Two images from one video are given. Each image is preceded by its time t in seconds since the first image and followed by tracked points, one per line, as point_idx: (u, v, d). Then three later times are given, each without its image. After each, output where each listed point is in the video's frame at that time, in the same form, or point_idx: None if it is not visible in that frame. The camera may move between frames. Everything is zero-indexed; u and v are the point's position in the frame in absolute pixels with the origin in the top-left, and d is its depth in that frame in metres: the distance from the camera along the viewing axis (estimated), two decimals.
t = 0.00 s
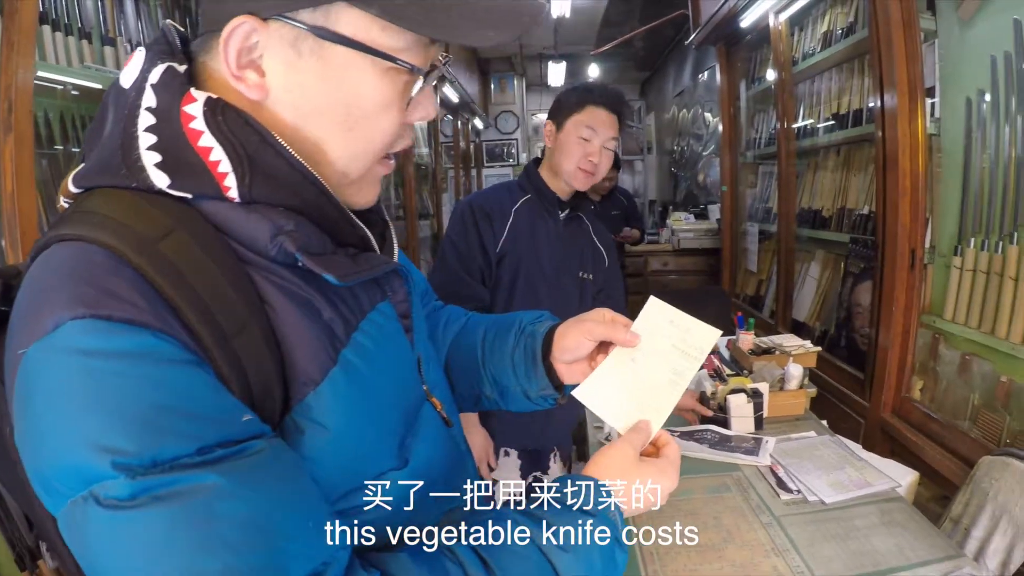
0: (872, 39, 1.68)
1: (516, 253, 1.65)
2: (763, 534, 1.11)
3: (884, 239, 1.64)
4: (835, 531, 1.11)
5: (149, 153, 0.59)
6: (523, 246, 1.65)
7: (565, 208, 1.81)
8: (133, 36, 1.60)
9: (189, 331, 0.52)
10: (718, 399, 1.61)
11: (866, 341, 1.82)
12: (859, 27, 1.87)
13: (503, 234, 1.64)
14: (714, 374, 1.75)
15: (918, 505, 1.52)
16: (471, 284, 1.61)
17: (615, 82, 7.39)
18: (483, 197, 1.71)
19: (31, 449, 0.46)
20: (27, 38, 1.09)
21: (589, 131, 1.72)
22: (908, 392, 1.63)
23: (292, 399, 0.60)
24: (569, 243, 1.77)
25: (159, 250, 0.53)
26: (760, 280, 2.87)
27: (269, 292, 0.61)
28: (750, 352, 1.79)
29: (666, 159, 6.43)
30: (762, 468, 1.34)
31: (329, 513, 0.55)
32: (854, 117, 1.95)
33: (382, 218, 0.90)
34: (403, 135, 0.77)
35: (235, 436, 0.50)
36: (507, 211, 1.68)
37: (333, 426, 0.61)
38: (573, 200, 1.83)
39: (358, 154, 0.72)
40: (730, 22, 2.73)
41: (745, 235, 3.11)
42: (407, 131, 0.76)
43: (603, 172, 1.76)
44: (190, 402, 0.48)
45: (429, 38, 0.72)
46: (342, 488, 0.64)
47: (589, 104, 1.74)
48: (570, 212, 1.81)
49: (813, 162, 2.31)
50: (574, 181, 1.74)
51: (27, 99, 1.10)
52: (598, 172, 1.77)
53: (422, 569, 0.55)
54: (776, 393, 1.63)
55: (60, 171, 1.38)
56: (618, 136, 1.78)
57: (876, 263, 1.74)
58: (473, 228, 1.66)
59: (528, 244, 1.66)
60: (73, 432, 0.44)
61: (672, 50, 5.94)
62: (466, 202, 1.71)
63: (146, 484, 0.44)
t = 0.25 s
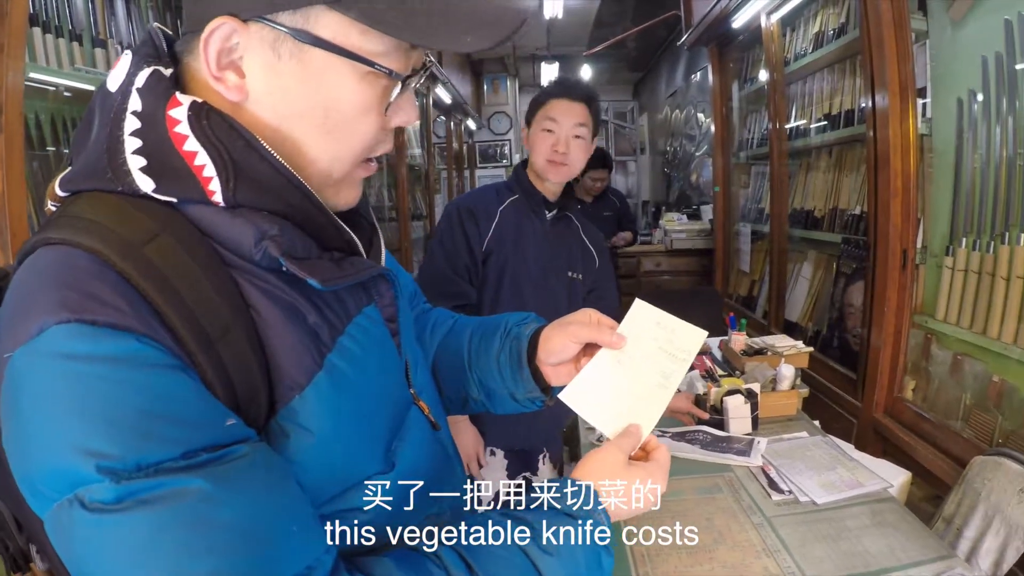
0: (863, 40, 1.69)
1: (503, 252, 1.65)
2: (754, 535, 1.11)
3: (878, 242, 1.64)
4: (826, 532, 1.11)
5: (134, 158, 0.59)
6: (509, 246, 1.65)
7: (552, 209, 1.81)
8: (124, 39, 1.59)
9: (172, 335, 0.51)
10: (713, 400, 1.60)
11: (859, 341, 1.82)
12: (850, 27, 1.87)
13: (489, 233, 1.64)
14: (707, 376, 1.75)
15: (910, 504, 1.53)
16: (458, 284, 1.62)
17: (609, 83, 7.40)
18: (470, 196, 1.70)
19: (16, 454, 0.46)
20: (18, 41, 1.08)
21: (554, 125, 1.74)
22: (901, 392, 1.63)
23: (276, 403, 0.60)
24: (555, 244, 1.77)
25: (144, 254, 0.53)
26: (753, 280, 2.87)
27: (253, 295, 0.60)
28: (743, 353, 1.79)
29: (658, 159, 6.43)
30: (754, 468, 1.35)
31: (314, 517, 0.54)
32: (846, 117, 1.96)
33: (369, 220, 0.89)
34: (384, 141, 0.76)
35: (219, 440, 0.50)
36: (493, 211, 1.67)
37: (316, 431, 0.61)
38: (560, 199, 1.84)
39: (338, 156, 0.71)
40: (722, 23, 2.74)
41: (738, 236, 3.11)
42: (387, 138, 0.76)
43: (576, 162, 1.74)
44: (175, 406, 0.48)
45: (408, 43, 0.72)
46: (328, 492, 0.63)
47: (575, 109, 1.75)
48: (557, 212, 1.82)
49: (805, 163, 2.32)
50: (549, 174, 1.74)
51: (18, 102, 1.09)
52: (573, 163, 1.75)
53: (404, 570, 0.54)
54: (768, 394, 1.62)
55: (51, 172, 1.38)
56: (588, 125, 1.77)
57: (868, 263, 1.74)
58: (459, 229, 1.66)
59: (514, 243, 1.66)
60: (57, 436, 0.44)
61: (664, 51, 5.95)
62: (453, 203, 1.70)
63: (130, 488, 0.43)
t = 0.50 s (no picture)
0: (856, 41, 1.69)
1: (486, 255, 1.66)
2: (747, 536, 1.11)
3: (870, 244, 1.64)
4: (818, 534, 1.10)
5: (138, 164, 0.58)
6: (491, 248, 1.67)
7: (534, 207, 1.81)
8: (119, 40, 1.58)
9: (176, 340, 0.51)
10: (706, 402, 1.59)
11: (852, 342, 1.82)
12: (844, 28, 1.87)
13: (471, 236, 1.66)
14: (700, 377, 1.74)
15: (903, 506, 1.53)
16: (446, 290, 1.62)
17: (603, 84, 7.40)
18: (449, 203, 1.72)
19: (20, 459, 0.45)
20: (15, 43, 1.08)
21: (521, 129, 1.73)
22: (894, 394, 1.63)
23: (278, 407, 0.59)
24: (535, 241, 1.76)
25: (148, 260, 0.52)
26: (747, 281, 2.87)
27: (256, 302, 0.60)
28: (736, 354, 1.79)
29: (652, 160, 6.43)
30: (747, 470, 1.34)
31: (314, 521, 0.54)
32: (839, 118, 1.96)
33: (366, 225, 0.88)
34: (385, 153, 0.75)
35: (223, 446, 0.49)
36: (473, 215, 1.68)
37: (318, 435, 0.60)
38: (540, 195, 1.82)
39: (342, 168, 0.70)
40: (716, 24, 2.73)
41: (731, 236, 3.11)
42: (388, 150, 0.74)
43: (548, 164, 1.74)
44: (180, 411, 0.47)
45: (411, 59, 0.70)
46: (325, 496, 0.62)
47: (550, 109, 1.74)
48: (537, 210, 1.80)
49: (799, 163, 2.31)
50: (523, 179, 1.74)
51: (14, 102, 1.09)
52: (545, 164, 1.75)
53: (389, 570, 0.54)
54: (762, 395, 1.62)
55: (46, 172, 1.37)
56: (556, 124, 1.75)
57: (861, 265, 1.74)
58: (441, 234, 1.67)
59: (496, 245, 1.67)
60: (62, 440, 0.43)
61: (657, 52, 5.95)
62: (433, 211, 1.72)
63: (135, 492, 0.43)
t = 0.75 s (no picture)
0: (855, 41, 1.68)
1: (479, 258, 1.65)
2: (745, 538, 1.10)
3: (870, 239, 1.63)
4: (815, 536, 1.10)
5: (140, 169, 0.57)
6: (485, 251, 1.66)
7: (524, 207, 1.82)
8: (117, 41, 1.58)
9: (183, 340, 0.50)
10: (704, 403, 1.59)
11: (850, 343, 1.82)
12: (843, 29, 1.87)
13: (463, 242, 1.64)
14: (698, 377, 1.74)
15: (901, 508, 1.52)
16: (440, 297, 1.62)
17: (601, 83, 7.39)
18: (438, 209, 1.69)
19: (33, 460, 0.45)
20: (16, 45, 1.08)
21: (504, 128, 1.72)
22: (891, 395, 1.63)
23: (281, 408, 0.58)
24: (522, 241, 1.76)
25: (156, 263, 0.52)
26: (745, 281, 2.87)
27: (259, 306, 0.59)
28: (734, 355, 1.78)
29: (650, 159, 6.43)
30: (745, 471, 1.34)
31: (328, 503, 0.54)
32: (837, 119, 1.95)
33: (367, 230, 0.87)
34: (382, 160, 0.74)
35: (232, 435, 0.49)
36: (464, 219, 1.67)
37: (321, 435, 0.60)
38: (528, 194, 1.83)
39: (341, 176, 0.69)
40: (715, 24, 2.73)
41: (730, 236, 3.11)
42: (387, 157, 0.74)
43: (534, 160, 1.73)
44: (188, 403, 0.47)
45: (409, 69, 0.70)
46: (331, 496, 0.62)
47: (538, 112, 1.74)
48: (527, 210, 1.82)
49: (797, 164, 2.31)
50: (510, 178, 1.73)
51: (14, 104, 1.09)
52: (531, 161, 1.74)
53: (392, 534, 0.54)
54: (760, 396, 1.61)
55: (44, 172, 1.36)
56: (538, 120, 1.74)
57: (859, 266, 1.74)
58: (432, 241, 1.65)
59: (489, 248, 1.67)
60: (74, 437, 0.43)
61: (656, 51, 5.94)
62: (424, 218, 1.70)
63: (152, 480, 0.43)
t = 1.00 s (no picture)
0: (856, 41, 1.68)
1: (480, 260, 1.65)
2: (746, 539, 1.11)
3: (870, 238, 1.63)
4: (816, 537, 1.10)
5: (148, 179, 0.58)
6: (485, 252, 1.66)
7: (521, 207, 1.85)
8: (119, 42, 1.57)
9: (193, 349, 0.51)
10: (706, 404, 1.60)
11: (851, 342, 1.82)
12: (844, 29, 1.87)
13: (463, 244, 1.63)
14: (699, 377, 1.74)
15: (902, 508, 1.53)
16: (442, 300, 1.61)
17: (602, 82, 7.38)
18: (435, 212, 1.68)
19: (45, 468, 0.46)
20: (17, 48, 1.08)
21: (501, 129, 1.72)
22: (892, 396, 1.63)
23: (289, 414, 0.59)
24: (519, 240, 1.77)
25: (167, 274, 0.53)
26: (746, 280, 2.87)
27: (268, 313, 0.60)
28: (735, 355, 1.79)
29: (651, 158, 6.42)
30: (746, 472, 1.35)
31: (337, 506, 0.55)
32: (839, 119, 1.95)
33: (371, 237, 0.88)
34: (389, 166, 0.75)
35: (242, 441, 0.50)
36: (462, 221, 1.66)
37: (330, 441, 0.60)
38: (523, 195, 1.86)
39: (347, 183, 0.70)
40: (716, 23, 2.72)
41: (731, 235, 3.11)
42: (392, 164, 0.74)
43: (530, 162, 1.74)
44: (200, 412, 0.48)
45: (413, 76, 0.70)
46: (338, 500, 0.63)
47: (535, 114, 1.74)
48: (524, 210, 1.84)
49: (799, 163, 2.31)
50: (507, 179, 1.75)
51: (17, 107, 1.08)
52: (527, 162, 1.75)
53: (397, 539, 0.55)
54: (761, 397, 1.62)
55: (46, 172, 1.35)
56: (535, 122, 1.74)
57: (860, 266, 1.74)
58: (433, 242, 1.64)
59: (489, 249, 1.68)
60: (87, 446, 0.44)
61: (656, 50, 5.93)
62: (422, 220, 1.69)
63: (165, 489, 0.44)
